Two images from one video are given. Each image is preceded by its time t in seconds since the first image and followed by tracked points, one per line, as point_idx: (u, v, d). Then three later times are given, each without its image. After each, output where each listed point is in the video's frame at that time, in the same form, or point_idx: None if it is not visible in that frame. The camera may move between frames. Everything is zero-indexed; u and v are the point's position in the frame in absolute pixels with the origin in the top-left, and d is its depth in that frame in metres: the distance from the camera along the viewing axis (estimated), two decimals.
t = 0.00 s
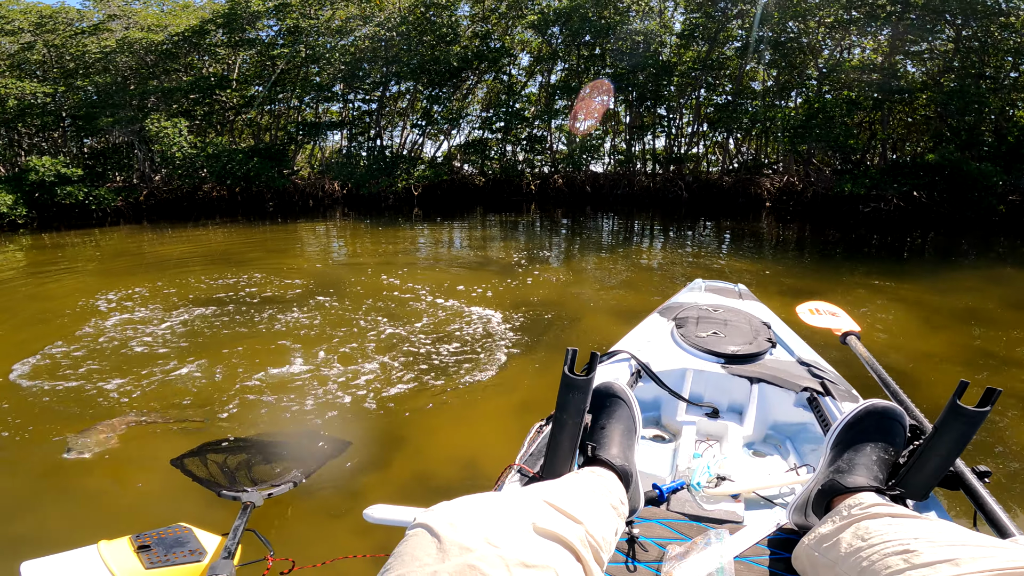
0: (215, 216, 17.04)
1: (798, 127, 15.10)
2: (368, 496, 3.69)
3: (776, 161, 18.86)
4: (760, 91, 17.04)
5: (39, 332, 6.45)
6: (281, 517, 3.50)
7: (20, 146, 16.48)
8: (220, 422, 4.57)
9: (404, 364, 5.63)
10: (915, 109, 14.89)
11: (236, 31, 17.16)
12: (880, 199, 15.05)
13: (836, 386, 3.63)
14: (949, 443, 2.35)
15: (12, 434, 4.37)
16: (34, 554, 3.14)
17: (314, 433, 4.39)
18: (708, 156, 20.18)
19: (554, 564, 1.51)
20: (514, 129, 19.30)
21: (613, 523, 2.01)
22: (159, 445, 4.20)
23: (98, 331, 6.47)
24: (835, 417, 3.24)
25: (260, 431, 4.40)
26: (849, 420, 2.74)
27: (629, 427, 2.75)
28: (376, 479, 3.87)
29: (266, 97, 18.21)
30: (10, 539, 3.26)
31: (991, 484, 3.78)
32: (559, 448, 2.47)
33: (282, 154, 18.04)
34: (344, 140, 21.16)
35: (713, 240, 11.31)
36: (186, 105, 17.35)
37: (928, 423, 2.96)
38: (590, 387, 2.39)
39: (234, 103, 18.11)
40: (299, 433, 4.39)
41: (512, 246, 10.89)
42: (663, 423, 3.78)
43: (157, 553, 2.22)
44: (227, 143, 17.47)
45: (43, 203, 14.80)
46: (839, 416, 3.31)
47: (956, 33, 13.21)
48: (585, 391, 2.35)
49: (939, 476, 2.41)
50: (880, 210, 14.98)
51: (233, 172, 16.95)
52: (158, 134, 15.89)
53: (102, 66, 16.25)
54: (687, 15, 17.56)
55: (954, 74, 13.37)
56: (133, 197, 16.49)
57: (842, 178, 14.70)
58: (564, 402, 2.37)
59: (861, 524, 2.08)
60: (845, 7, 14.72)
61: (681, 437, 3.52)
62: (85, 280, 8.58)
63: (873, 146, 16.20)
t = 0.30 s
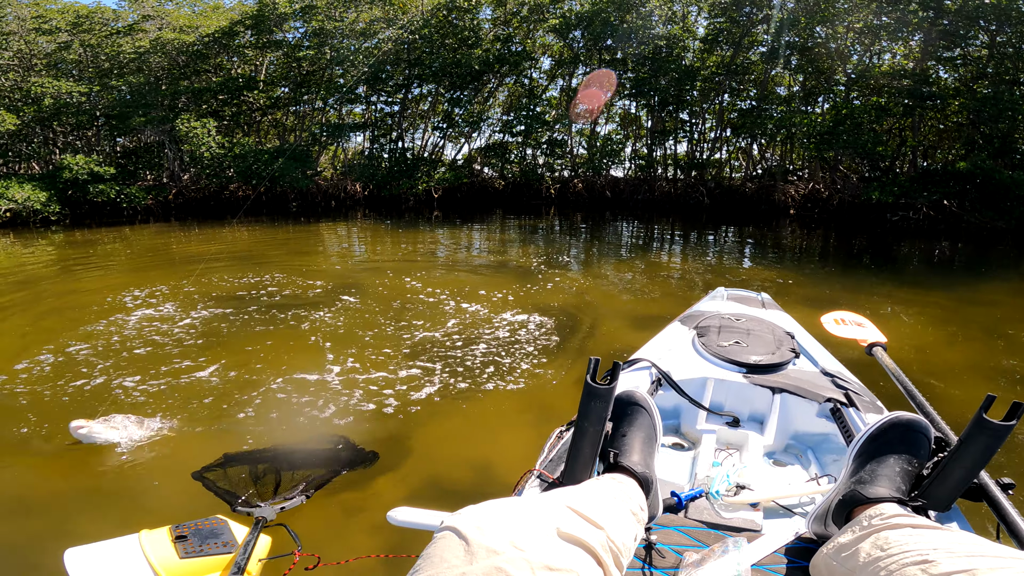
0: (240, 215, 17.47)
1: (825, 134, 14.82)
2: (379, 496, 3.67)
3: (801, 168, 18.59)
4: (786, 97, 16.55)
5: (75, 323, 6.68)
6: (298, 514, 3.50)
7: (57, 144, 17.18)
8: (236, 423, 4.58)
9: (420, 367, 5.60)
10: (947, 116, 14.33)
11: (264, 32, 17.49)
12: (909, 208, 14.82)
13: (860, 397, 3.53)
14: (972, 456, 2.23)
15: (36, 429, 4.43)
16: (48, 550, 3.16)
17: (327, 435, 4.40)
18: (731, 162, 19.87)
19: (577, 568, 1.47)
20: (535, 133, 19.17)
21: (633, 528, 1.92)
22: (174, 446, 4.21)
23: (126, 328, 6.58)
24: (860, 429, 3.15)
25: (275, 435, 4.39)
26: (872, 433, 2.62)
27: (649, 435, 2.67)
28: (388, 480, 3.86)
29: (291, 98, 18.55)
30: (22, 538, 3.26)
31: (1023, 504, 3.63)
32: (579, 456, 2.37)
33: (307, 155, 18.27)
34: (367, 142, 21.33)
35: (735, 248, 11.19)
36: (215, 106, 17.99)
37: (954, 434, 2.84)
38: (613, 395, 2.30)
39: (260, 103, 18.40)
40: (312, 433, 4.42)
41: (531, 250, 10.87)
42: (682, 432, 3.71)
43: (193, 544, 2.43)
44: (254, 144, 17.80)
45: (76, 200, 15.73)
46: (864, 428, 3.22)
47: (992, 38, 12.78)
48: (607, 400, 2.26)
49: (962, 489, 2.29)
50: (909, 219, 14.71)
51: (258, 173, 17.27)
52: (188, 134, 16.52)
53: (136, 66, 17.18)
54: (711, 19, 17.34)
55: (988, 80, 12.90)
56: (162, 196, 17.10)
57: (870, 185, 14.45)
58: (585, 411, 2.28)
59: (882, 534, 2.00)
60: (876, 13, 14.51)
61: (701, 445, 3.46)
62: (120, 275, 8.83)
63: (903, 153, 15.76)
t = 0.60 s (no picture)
0: (250, 215, 17.63)
1: (835, 136, 14.75)
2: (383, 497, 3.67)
3: (811, 170, 18.51)
4: (796, 99, 16.48)
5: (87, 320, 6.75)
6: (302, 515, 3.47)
7: (70, 144, 17.38)
8: (242, 423, 4.57)
9: (428, 369, 5.58)
10: (960, 119, 14.17)
11: (274, 33, 17.56)
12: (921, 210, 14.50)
13: (871, 403, 3.49)
14: (983, 461, 2.19)
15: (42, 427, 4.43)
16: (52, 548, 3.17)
17: (332, 436, 4.40)
18: (740, 164, 19.63)
19: (597, 566, 1.46)
20: (543, 134, 19.14)
21: (646, 527, 1.89)
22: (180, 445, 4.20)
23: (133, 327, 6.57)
24: (870, 434, 3.12)
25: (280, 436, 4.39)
26: (884, 436, 2.58)
27: (661, 436, 2.66)
28: (392, 480, 3.85)
29: (301, 99, 18.66)
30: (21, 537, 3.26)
31: None
32: (591, 455, 2.36)
33: (316, 155, 18.38)
34: (375, 143, 21.40)
35: (744, 250, 11.15)
36: (226, 106, 18.12)
37: (964, 439, 2.80)
38: (626, 396, 2.28)
39: (271, 104, 18.50)
40: (319, 434, 4.42)
41: (539, 251, 10.88)
42: (691, 434, 3.69)
43: (208, 542, 2.39)
44: (264, 145, 17.91)
45: (89, 199, 15.93)
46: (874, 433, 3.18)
47: (1006, 41, 12.63)
48: (621, 401, 2.24)
49: (973, 493, 2.25)
50: (920, 221, 14.42)
51: (268, 173, 17.37)
52: (200, 134, 16.54)
53: (149, 66, 17.36)
54: (720, 21, 17.25)
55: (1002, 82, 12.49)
56: (174, 196, 17.31)
57: (881, 188, 14.38)
58: (598, 411, 2.26)
59: (892, 537, 1.96)
60: (888, 15, 14.35)
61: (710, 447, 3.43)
62: (132, 274, 8.92)
63: (915, 156, 15.61)
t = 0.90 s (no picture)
0: (255, 215, 17.70)
1: (840, 137, 14.71)
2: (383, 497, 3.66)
3: (815, 172, 18.47)
4: (801, 100, 16.46)
5: (89, 319, 6.77)
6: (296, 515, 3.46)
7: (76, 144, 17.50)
8: (238, 422, 4.55)
9: (429, 370, 5.56)
10: (966, 120, 14.13)
11: (279, 33, 17.58)
12: (926, 212, 14.36)
13: (875, 405, 3.47)
14: (987, 466, 2.17)
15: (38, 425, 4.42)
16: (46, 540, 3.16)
17: (333, 435, 4.41)
18: (745, 165, 19.68)
19: (595, 568, 1.45)
20: (547, 135, 19.18)
21: (646, 530, 1.88)
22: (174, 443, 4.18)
23: (134, 326, 6.58)
24: (873, 437, 3.10)
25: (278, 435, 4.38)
26: (887, 440, 2.54)
27: (663, 438, 2.65)
28: (392, 481, 3.84)
29: (306, 99, 18.71)
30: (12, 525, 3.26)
31: None
32: (592, 457, 2.34)
33: (320, 155, 18.43)
34: (380, 143, 21.43)
35: (748, 252, 11.14)
36: (232, 106, 18.16)
37: (968, 443, 2.78)
38: (628, 398, 2.27)
39: (276, 104, 18.53)
40: (320, 433, 4.42)
41: (543, 252, 10.89)
42: (693, 436, 3.68)
43: (179, 540, 2.30)
44: (268, 145, 17.94)
45: (95, 198, 15.99)
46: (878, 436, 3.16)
47: (1012, 42, 12.56)
48: (623, 403, 2.23)
49: (976, 498, 2.23)
50: (926, 224, 14.34)
51: (272, 173, 17.40)
52: (205, 134, 16.59)
53: (155, 66, 17.46)
54: (725, 22, 17.22)
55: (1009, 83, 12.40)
56: (179, 195, 17.40)
57: (887, 190, 14.31)
58: (599, 412, 2.26)
59: (894, 541, 1.95)
60: (894, 15, 14.20)
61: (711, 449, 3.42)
62: (138, 273, 8.97)
63: (921, 157, 15.53)
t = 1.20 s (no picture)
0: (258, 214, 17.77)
1: (844, 137, 14.66)
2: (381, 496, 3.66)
3: (820, 172, 18.42)
4: (805, 100, 16.44)
5: (88, 317, 6.81)
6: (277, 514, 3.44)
7: (81, 143, 17.61)
8: (235, 421, 4.55)
9: (428, 369, 5.56)
10: (972, 121, 14.10)
11: (283, 33, 17.62)
12: (931, 213, 14.32)
13: (876, 406, 3.46)
14: (987, 467, 2.16)
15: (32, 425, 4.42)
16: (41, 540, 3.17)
17: (333, 434, 4.41)
18: (749, 165, 19.58)
19: (591, 566, 1.45)
20: (550, 135, 19.24)
21: (643, 528, 1.89)
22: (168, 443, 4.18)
23: (131, 325, 6.60)
24: (873, 437, 3.10)
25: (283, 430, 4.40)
26: (887, 440, 2.54)
27: (662, 436, 2.64)
28: (391, 479, 3.84)
29: (310, 99, 18.76)
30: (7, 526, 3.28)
31: None
32: (590, 454, 2.34)
33: (324, 155, 18.48)
34: (383, 143, 21.46)
35: (751, 252, 11.12)
36: (236, 105, 18.20)
37: (969, 443, 2.77)
38: (627, 396, 2.26)
39: (280, 104, 18.57)
40: (320, 432, 4.43)
41: (545, 251, 10.90)
42: (693, 435, 3.68)
43: (136, 545, 2.35)
44: (272, 144, 17.98)
45: (100, 198, 16.09)
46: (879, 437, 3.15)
47: (1018, 42, 12.49)
48: (621, 401, 2.23)
49: (975, 499, 2.23)
50: (930, 224, 14.21)
51: (276, 172, 17.47)
52: (209, 133, 16.65)
53: (160, 65, 17.53)
54: (729, 22, 17.17)
55: (1015, 83, 12.33)
56: (184, 194, 17.50)
57: (891, 190, 14.21)
58: (598, 410, 2.26)
59: (891, 541, 1.95)
60: (899, 15, 14.09)
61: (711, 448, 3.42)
62: (141, 271, 9.01)
63: (926, 157, 15.45)
